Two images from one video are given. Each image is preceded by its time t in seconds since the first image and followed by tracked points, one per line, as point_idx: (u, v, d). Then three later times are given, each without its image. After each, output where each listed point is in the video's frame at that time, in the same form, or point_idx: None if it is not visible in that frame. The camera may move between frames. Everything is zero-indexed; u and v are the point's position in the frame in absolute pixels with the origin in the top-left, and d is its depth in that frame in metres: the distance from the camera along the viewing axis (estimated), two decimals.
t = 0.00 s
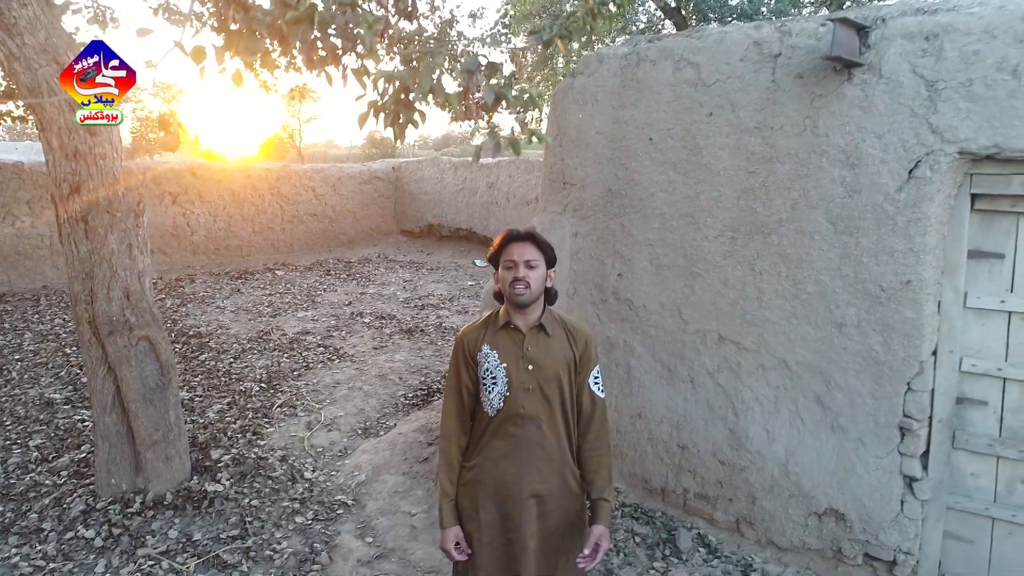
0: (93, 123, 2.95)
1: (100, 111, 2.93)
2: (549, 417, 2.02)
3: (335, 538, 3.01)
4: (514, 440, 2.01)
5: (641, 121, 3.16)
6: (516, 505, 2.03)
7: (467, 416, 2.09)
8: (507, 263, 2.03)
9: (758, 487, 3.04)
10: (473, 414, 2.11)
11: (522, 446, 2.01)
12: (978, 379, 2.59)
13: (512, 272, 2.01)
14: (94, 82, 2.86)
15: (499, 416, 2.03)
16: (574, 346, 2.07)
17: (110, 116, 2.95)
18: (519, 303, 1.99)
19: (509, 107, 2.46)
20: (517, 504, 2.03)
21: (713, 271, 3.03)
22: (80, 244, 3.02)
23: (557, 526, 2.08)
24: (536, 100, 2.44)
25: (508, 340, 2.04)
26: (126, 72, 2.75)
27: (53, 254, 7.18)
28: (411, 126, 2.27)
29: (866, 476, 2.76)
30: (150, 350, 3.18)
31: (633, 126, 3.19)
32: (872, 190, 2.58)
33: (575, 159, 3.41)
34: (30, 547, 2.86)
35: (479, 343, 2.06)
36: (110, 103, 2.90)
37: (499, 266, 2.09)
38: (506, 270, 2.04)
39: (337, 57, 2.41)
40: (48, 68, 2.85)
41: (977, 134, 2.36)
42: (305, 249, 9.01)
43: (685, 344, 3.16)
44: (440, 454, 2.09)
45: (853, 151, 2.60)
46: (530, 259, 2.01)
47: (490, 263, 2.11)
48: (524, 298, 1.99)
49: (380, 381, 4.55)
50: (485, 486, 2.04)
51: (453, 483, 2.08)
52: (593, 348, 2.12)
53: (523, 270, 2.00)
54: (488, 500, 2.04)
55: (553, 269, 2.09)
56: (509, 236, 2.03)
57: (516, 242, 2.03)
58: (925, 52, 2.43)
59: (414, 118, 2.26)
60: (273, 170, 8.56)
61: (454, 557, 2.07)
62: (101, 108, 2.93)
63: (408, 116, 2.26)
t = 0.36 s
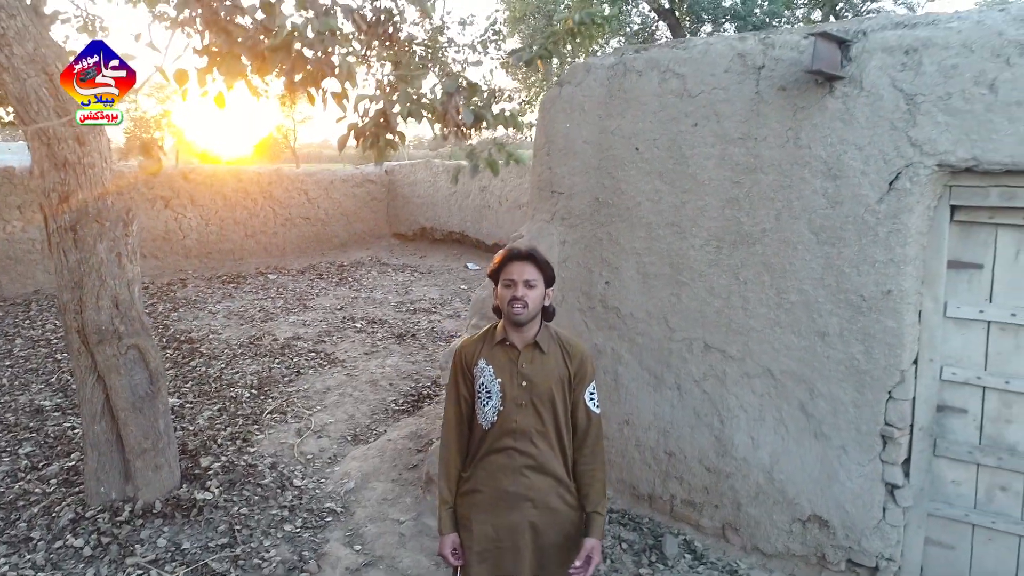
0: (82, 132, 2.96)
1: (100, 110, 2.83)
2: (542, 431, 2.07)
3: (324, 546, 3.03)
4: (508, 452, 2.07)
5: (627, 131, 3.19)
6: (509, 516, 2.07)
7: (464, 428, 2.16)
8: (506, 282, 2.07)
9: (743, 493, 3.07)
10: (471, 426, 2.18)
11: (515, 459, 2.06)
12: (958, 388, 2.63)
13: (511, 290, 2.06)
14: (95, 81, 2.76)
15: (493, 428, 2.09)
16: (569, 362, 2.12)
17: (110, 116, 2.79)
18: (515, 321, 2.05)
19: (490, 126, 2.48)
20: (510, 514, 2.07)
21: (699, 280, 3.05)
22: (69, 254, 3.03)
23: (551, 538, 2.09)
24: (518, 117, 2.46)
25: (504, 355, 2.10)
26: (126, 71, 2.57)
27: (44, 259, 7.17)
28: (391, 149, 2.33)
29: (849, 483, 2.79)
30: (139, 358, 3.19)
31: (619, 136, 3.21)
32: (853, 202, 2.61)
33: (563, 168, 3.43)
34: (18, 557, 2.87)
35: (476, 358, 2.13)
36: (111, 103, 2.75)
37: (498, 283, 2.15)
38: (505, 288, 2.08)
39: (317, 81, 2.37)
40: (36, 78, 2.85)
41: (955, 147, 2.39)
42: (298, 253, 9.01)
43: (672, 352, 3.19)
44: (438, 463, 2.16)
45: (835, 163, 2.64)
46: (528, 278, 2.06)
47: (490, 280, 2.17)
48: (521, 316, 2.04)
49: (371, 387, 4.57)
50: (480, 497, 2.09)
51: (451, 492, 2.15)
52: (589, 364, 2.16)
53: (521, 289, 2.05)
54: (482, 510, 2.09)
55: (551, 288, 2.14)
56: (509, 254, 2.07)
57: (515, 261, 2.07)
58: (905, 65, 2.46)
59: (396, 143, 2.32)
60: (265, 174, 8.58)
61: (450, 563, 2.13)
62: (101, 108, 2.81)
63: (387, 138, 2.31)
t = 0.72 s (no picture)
0: (73, 139, 2.98)
1: (100, 111, 2.85)
2: (531, 436, 2.11)
3: (313, 548, 3.05)
4: (498, 457, 2.11)
5: (614, 137, 3.22)
6: (498, 520, 2.11)
7: (456, 431, 2.20)
8: (498, 290, 2.12)
9: (729, 496, 3.10)
10: (463, 429, 2.21)
11: (504, 463, 2.10)
12: (939, 392, 2.66)
13: (503, 298, 2.10)
14: (94, 82, 2.79)
15: (484, 433, 2.12)
16: (559, 368, 2.14)
17: (109, 116, 2.79)
18: (507, 328, 2.08)
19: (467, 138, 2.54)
20: (499, 517, 2.11)
21: (685, 285, 3.09)
22: (60, 259, 3.06)
23: (539, 541, 2.14)
24: (495, 129, 2.52)
25: (495, 361, 2.14)
26: (126, 72, 2.61)
27: (38, 261, 7.18)
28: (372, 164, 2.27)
29: (832, 486, 2.83)
30: (130, 363, 3.21)
31: (606, 142, 3.25)
32: (835, 209, 2.65)
33: (551, 173, 3.46)
34: (10, 560, 2.90)
35: (468, 363, 2.17)
36: (110, 103, 2.78)
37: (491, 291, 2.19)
38: (497, 296, 2.13)
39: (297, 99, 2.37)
40: (28, 86, 2.87)
41: (934, 155, 2.43)
42: (292, 255, 9.04)
43: (659, 356, 3.23)
44: (430, 466, 2.20)
45: (817, 170, 2.67)
46: (520, 286, 2.10)
47: (483, 287, 2.20)
48: (513, 324, 2.07)
49: (363, 390, 4.61)
50: (470, 500, 2.13)
51: (442, 494, 2.18)
52: (579, 370, 2.18)
53: (513, 296, 2.10)
54: (472, 513, 2.12)
55: (542, 296, 2.18)
56: (500, 263, 2.13)
57: (507, 269, 2.12)
58: (885, 75, 2.50)
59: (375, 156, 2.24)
60: (260, 176, 8.62)
61: (440, 564, 2.18)
62: (100, 108, 2.84)
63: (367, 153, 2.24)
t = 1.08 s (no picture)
0: (63, 143, 3.00)
1: (100, 111, 2.78)
2: (517, 439, 2.13)
3: (302, 549, 3.08)
4: (484, 460, 2.13)
5: (600, 141, 3.26)
6: (485, 521, 2.14)
7: (444, 434, 2.22)
8: (486, 295, 2.14)
9: (714, 496, 3.14)
10: (451, 432, 2.23)
11: (490, 466, 2.12)
12: (918, 393, 2.71)
13: (490, 303, 2.12)
14: (94, 82, 2.74)
15: (470, 436, 2.14)
16: (544, 372, 2.16)
17: (110, 116, 2.79)
18: (494, 332, 2.10)
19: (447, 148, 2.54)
20: (486, 519, 2.14)
21: (669, 287, 3.13)
22: (51, 263, 3.08)
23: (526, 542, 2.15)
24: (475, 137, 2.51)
25: (482, 365, 2.15)
26: (126, 72, 2.58)
27: (31, 263, 7.19)
28: (351, 172, 2.25)
29: (813, 485, 2.87)
30: (121, 365, 3.24)
31: (592, 146, 3.29)
32: (815, 213, 2.70)
33: (539, 177, 3.50)
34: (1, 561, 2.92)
35: (455, 367, 2.19)
36: (110, 103, 2.72)
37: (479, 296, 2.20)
38: (485, 301, 2.15)
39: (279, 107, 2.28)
40: (18, 91, 2.89)
41: (911, 161, 2.47)
42: (286, 257, 9.08)
43: (645, 357, 3.26)
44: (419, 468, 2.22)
45: (797, 175, 2.72)
46: (508, 292, 2.12)
47: (471, 292, 2.22)
48: (500, 328, 2.10)
49: (354, 392, 4.64)
50: (458, 502, 2.16)
51: (430, 496, 2.21)
52: (565, 374, 2.19)
53: (501, 301, 2.12)
54: (459, 514, 2.15)
55: (529, 301, 2.20)
56: (488, 269, 2.14)
57: (495, 275, 2.14)
58: (863, 81, 2.54)
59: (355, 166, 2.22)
60: (253, 177, 8.64)
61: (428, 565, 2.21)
62: (100, 108, 2.78)
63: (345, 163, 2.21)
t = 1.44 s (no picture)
0: (54, 143, 3.01)
1: (100, 111, 2.68)
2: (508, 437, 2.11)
3: (293, 548, 3.09)
4: (474, 459, 2.11)
5: (590, 141, 3.27)
6: (477, 520, 2.11)
7: (433, 435, 2.20)
8: (477, 294, 2.12)
9: (703, 495, 3.15)
10: (440, 433, 2.21)
11: (480, 465, 2.11)
12: (905, 393, 2.71)
13: (481, 302, 2.11)
14: (94, 82, 2.66)
15: (461, 436, 2.12)
16: (532, 370, 2.15)
17: (111, 117, 2.69)
18: (485, 332, 2.08)
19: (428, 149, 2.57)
20: (478, 518, 2.11)
21: (659, 287, 3.14)
22: (42, 262, 3.09)
23: (518, 541, 2.12)
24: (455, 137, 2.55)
25: (471, 365, 2.13)
26: (126, 71, 2.54)
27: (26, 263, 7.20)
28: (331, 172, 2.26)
29: (801, 484, 2.88)
30: (112, 365, 3.24)
31: (582, 146, 3.30)
32: (802, 213, 2.71)
33: (529, 176, 3.51)
34: None
35: (444, 367, 2.17)
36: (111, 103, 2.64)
37: (469, 296, 2.19)
38: (475, 301, 2.13)
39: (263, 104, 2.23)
40: (9, 91, 2.90)
41: (896, 161, 2.48)
42: (282, 257, 9.10)
43: (635, 357, 3.27)
44: (408, 469, 2.21)
45: (784, 175, 2.73)
46: (499, 292, 2.11)
47: (462, 292, 2.20)
48: (492, 328, 2.08)
49: (347, 391, 4.66)
50: (449, 502, 2.13)
51: (420, 496, 2.20)
52: (553, 371, 2.20)
53: (492, 302, 2.10)
54: (450, 514, 2.13)
55: (520, 301, 2.19)
56: (480, 269, 2.13)
57: (487, 275, 2.12)
58: (849, 82, 2.56)
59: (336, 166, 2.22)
60: (250, 177, 8.65)
61: (420, 565, 2.19)
62: (101, 109, 2.67)
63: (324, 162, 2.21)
